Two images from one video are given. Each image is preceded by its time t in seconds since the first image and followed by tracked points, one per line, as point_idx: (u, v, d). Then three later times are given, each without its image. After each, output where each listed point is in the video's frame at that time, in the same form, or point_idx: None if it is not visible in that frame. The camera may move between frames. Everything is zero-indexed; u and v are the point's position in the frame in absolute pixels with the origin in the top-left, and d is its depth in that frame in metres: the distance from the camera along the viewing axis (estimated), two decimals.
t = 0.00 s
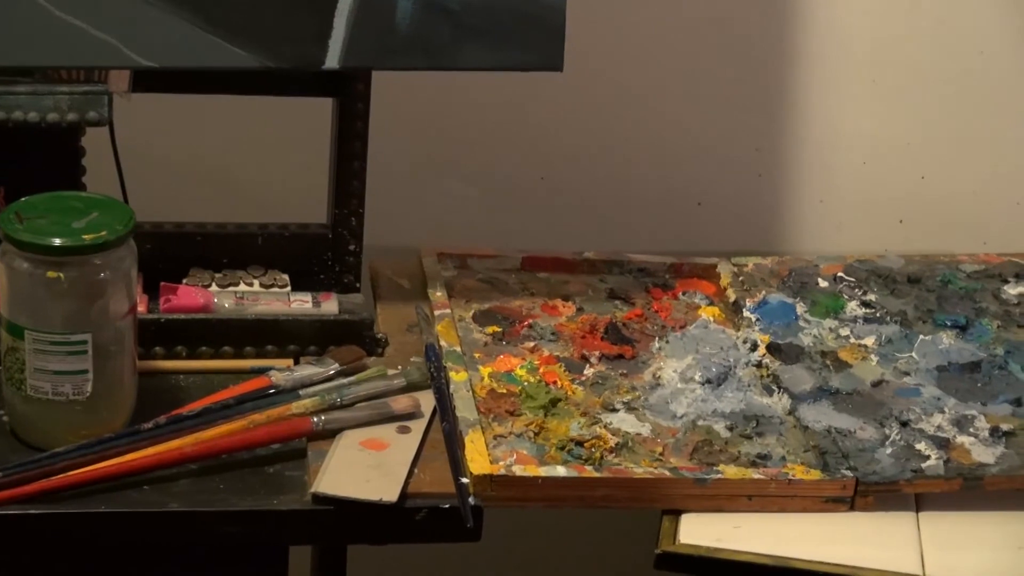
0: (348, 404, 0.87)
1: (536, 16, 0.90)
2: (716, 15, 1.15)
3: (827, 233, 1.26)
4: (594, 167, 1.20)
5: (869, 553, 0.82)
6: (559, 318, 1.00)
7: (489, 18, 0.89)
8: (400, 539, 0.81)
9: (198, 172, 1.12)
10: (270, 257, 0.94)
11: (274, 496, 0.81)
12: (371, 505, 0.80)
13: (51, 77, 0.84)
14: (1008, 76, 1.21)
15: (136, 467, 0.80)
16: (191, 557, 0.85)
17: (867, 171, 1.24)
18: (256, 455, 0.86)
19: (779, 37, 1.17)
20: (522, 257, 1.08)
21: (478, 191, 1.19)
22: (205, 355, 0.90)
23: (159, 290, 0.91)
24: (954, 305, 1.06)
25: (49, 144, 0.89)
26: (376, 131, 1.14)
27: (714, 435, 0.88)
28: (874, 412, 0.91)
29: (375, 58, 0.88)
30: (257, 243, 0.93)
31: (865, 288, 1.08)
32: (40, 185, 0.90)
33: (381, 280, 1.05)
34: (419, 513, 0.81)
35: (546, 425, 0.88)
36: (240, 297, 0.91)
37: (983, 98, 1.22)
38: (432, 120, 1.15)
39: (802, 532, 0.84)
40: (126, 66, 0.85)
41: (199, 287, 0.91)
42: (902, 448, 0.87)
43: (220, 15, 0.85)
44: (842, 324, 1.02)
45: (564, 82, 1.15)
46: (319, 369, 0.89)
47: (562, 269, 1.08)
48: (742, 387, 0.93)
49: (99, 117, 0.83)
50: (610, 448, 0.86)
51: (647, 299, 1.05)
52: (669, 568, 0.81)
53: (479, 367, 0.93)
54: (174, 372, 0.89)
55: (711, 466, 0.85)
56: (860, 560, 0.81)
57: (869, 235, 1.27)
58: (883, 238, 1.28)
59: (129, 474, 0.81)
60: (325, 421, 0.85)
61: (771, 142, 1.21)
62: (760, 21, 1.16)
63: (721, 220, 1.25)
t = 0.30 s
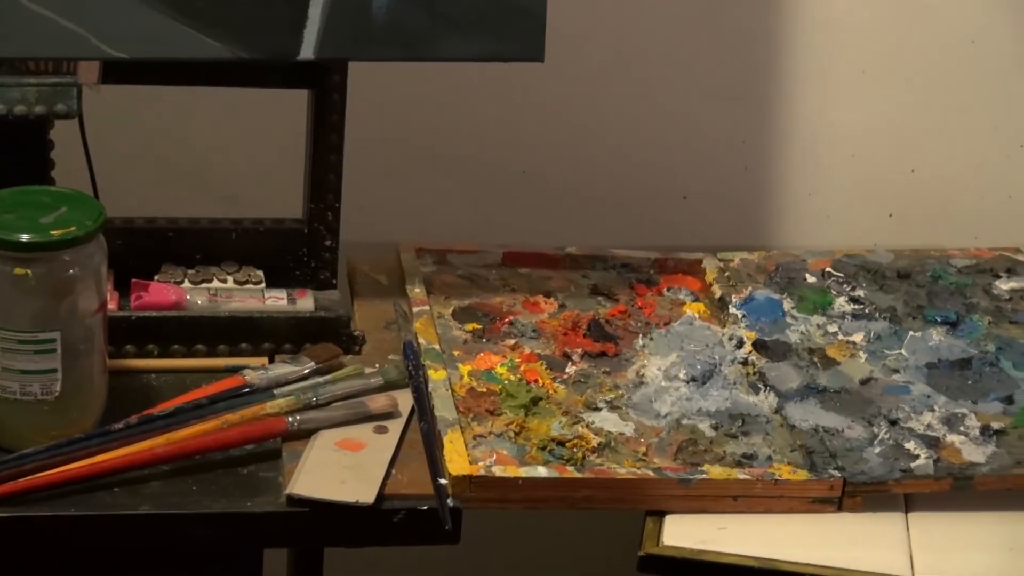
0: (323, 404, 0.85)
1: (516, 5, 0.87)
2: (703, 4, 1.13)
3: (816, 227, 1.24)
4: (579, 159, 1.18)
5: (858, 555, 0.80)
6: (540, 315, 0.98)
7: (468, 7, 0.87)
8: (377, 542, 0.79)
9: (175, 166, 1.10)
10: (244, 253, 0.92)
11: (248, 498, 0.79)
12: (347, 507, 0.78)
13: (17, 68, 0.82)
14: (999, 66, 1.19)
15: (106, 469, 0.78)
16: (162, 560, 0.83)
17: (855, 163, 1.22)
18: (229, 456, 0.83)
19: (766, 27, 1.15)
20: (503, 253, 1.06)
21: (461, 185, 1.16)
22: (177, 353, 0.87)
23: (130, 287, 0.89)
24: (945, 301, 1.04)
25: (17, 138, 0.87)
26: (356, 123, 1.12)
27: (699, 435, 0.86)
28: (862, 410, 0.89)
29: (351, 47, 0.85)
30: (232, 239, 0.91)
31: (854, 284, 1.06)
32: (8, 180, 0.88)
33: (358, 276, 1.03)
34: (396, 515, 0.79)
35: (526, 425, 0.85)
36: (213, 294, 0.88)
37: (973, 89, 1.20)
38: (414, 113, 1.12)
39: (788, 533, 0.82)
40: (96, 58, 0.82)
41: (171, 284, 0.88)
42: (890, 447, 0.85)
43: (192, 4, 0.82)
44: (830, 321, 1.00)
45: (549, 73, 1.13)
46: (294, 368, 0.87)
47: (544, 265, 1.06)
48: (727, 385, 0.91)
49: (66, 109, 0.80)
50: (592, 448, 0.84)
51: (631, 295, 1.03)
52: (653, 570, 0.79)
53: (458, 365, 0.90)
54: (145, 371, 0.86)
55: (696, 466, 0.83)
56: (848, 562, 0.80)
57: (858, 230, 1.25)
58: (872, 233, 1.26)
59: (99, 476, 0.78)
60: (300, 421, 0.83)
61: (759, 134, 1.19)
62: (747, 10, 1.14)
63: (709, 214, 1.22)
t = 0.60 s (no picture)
0: (292, 403, 0.83)
1: None
2: None
3: (797, 220, 1.21)
4: (558, 151, 1.15)
5: (838, 556, 0.79)
6: (514, 311, 0.96)
7: None
8: (346, 544, 0.78)
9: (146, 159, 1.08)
10: (212, 248, 0.90)
11: (214, 499, 0.77)
12: (316, 508, 0.76)
13: None
14: (984, 56, 1.16)
15: (69, 470, 0.75)
16: (126, 563, 0.81)
17: (836, 154, 1.19)
18: (195, 457, 0.81)
19: (748, 16, 1.12)
20: (476, 247, 1.03)
21: (437, 178, 1.14)
22: (143, 351, 0.86)
23: (94, 283, 0.87)
24: (928, 295, 1.02)
25: None
26: (330, 115, 1.09)
27: (676, 433, 0.84)
28: (843, 407, 0.87)
29: (320, 38, 0.83)
30: (198, 234, 0.89)
31: (835, 278, 1.04)
32: None
33: (328, 271, 1.01)
34: (366, 516, 0.77)
35: (499, 424, 0.84)
36: (179, 290, 0.86)
37: (957, 79, 1.17)
38: (390, 104, 1.10)
39: (767, 534, 0.80)
40: (57, 49, 0.80)
41: (135, 280, 0.86)
42: (871, 445, 0.83)
43: None
44: (810, 316, 0.98)
45: (528, 63, 1.11)
46: (262, 366, 0.85)
47: (518, 259, 1.04)
48: (705, 381, 0.89)
49: (28, 101, 0.78)
50: (566, 447, 0.82)
51: (607, 290, 1.01)
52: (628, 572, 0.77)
53: (430, 363, 0.88)
54: (109, 369, 0.84)
55: (672, 465, 0.81)
56: (828, 563, 0.78)
57: (839, 223, 1.23)
58: (855, 226, 1.23)
59: (62, 477, 0.76)
60: (267, 420, 0.81)
61: (740, 124, 1.17)
62: None
63: (688, 207, 1.20)
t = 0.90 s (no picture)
0: (260, 400, 0.82)
1: None
2: None
3: (777, 212, 1.19)
4: (536, 142, 1.12)
5: (818, 554, 0.77)
6: (488, 306, 0.94)
7: None
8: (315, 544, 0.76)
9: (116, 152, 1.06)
10: (178, 242, 0.88)
11: (180, 499, 0.74)
12: (284, 507, 0.74)
13: None
14: (968, 46, 1.14)
15: (30, 469, 0.73)
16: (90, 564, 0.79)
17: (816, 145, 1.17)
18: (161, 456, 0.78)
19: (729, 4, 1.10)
20: (450, 241, 1.01)
21: (409, 171, 1.11)
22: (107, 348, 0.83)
23: (58, 279, 0.85)
24: (910, 288, 1.01)
25: None
26: (301, 105, 1.06)
27: (653, 429, 0.83)
28: (823, 403, 0.85)
29: (288, 27, 0.81)
30: (165, 228, 0.87)
31: (815, 272, 1.03)
32: None
33: (297, 265, 0.99)
34: (336, 515, 0.75)
35: (472, 421, 0.82)
36: (144, 286, 0.85)
37: (940, 68, 1.15)
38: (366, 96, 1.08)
39: (745, 532, 0.79)
40: (16, 38, 0.77)
41: (100, 275, 0.84)
42: (851, 441, 0.82)
43: None
44: (790, 310, 0.96)
45: (504, 52, 1.08)
46: (229, 363, 0.83)
47: (492, 254, 1.02)
48: (683, 377, 0.88)
49: None
50: (540, 444, 0.80)
51: (583, 285, 0.99)
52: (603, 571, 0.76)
53: (401, 358, 0.87)
54: (73, 367, 0.82)
55: (649, 462, 0.79)
56: (807, 561, 0.76)
57: (822, 215, 1.20)
58: (836, 218, 1.20)
59: (22, 477, 0.73)
60: (235, 418, 0.80)
61: (721, 115, 1.14)
62: None
63: (667, 200, 1.17)
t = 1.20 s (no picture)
0: (230, 399, 0.80)
1: None
2: None
3: (761, 205, 1.17)
4: (517, 136, 1.11)
5: (800, 555, 0.75)
6: (464, 302, 0.93)
7: None
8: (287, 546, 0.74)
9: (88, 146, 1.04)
10: (147, 238, 0.86)
11: (149, 500, 0.72)
12: (256, 508, 0.72)
13: None
14: (955, 35, 1.12)
15: None
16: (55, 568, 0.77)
17: (800, 137, 1.15)
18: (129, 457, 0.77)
19: None
20: (424, 236, 1.00)
21: (386, 165, 1.09)
22: (75, 347, 0.81)
23: (23, 276, 0.83)
24: (895, 283, 0.99)
25: None
26: (275, 98, 1.05)
27: (632, 428, 0.81)
28: (805, 400, 0.84)
29: (257, 18, 0.79)
30: (133, 224, 0.85)
31: (798, 266, 1.01)
32: None
33: (269, 262, 0.97)
34: (308, 516, 0.74)
35: (447, 419, 0.80)
36: (112, 282, 0.83)
37: (927, 57, 1.13)
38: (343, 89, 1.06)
39: (726, 532, 0.77)
40: None
41: (66, 272, 0.83)
42: (835, 439, 0.80)
43: None
44: (773, 306, 0.95)
45: (484, 44, 1.06)
46: (199, 361, 0.82)
47: (467, 249, 1.00)
48: (663, 374, 0.86)
49: None
50: (517, 443, 0.79)
51: (561, 280, 0.97)
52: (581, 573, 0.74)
53: (375, 356, 0.85)
54: (39, 366, 0.80)
55: (628, 461, 0.78)
56: (790, 561, 0.75)
57: (806, 208, 1.18)
58: (820, 211, 1.19)
59: None
60: (204, 418, 0.78)
61: (704, 107, 1.12)
62: None
63: (648, 193, 1.15)
